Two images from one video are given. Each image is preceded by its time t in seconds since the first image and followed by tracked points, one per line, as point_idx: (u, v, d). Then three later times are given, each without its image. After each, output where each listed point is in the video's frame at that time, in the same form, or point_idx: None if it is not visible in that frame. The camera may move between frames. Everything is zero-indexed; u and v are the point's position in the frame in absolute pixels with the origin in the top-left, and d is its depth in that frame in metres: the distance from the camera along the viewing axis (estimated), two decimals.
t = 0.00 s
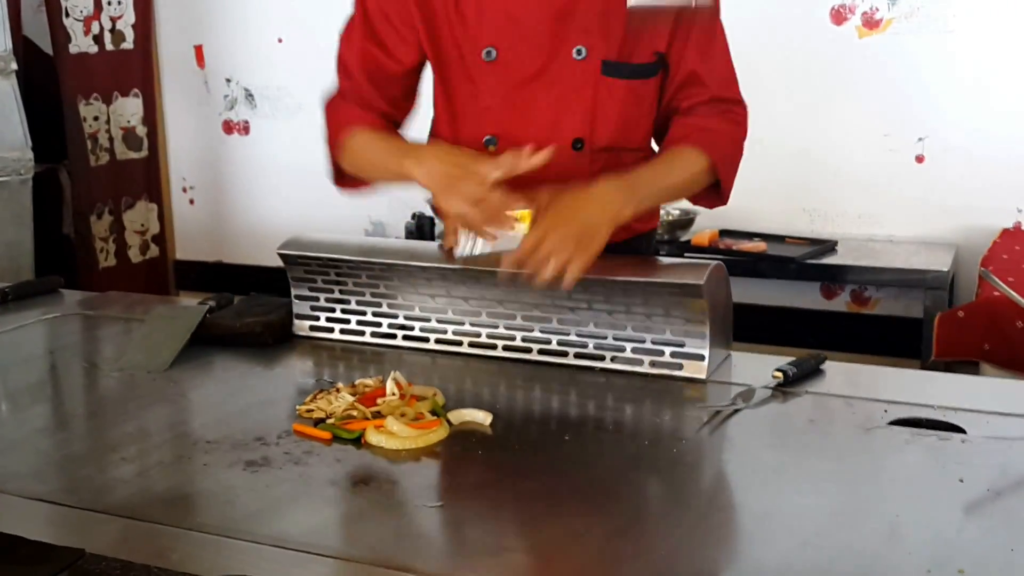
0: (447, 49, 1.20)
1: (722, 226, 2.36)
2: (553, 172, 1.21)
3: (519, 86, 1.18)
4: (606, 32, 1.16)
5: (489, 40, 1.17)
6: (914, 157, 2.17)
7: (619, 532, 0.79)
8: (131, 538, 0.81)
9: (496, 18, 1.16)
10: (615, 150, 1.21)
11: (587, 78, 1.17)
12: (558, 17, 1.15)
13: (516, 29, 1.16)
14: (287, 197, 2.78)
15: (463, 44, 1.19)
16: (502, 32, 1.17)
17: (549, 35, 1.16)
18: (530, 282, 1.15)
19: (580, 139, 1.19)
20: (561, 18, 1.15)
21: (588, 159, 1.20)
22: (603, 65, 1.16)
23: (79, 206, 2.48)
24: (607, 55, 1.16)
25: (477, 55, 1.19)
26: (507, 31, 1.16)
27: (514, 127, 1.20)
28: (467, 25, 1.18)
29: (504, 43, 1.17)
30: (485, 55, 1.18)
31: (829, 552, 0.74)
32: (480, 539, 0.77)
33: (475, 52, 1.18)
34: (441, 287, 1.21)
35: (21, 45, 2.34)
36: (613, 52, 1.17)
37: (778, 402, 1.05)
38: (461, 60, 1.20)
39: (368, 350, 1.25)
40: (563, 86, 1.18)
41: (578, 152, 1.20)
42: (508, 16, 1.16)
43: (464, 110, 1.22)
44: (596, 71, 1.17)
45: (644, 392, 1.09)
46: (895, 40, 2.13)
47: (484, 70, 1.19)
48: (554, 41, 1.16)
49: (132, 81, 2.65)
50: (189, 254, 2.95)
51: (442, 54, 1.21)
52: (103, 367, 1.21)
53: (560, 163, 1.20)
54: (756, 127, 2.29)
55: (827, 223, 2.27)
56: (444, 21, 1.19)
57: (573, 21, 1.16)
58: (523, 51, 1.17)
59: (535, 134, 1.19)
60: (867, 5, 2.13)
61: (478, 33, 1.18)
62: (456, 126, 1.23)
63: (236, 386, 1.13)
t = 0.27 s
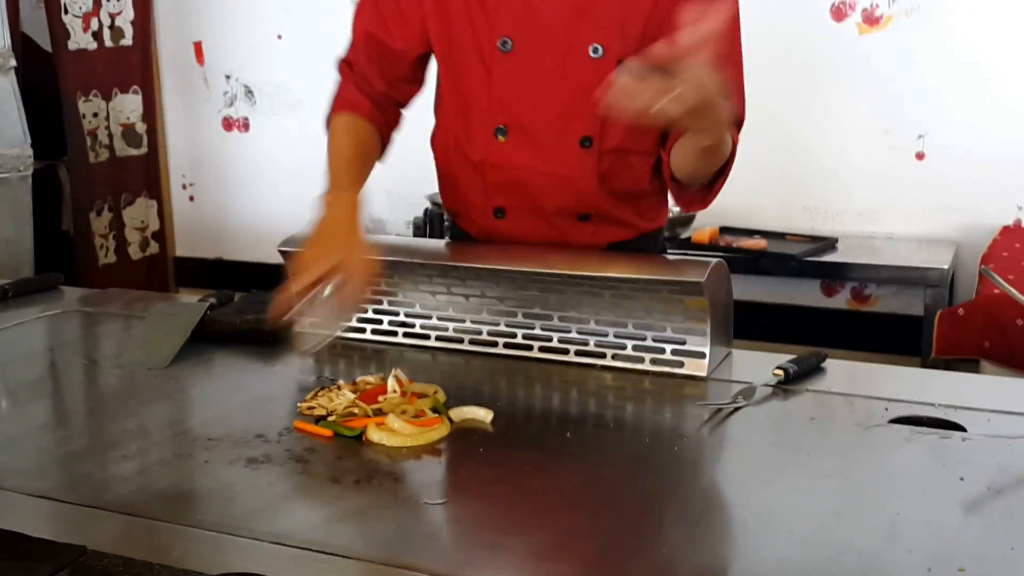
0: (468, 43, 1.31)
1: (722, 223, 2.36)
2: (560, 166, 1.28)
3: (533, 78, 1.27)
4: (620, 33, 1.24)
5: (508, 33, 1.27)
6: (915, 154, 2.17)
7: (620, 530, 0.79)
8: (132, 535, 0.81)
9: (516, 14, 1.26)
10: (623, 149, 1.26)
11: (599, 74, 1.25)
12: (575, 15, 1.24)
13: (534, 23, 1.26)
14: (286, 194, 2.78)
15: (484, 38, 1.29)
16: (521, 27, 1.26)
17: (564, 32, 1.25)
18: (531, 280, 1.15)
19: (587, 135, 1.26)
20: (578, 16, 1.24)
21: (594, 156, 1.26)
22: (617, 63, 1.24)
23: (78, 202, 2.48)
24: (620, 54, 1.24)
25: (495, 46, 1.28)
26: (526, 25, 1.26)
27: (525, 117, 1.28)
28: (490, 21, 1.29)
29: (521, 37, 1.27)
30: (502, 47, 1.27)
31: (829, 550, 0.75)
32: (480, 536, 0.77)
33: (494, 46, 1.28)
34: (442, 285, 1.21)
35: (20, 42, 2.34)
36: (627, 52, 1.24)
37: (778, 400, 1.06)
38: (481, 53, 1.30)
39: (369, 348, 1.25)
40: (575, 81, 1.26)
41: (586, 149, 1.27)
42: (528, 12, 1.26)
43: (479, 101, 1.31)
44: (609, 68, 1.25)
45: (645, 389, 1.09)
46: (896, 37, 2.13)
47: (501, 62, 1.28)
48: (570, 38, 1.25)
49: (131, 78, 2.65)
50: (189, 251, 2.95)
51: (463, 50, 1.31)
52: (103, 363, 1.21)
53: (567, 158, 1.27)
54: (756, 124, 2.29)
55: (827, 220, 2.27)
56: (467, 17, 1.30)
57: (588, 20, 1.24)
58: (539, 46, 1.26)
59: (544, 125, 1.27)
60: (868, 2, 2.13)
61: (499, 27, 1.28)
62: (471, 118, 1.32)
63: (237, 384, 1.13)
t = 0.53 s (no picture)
0: (472, 54, 1.28)
1: (720, 234, 2.37)
2: (564, 181, 1.26)
3: (538, 93, 1.26)
4: (628, 48, 1.23)
5: (513, 46, 1.26)
6: (912, 166, 2.18)
7: (619, 539, 0.79)
8: (131, 543, 0.81)
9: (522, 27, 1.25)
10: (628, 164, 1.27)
11: (606, 90, 1.24)
12: (584, 29, 1.23)
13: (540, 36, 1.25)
14: (286, 204, 2.78)
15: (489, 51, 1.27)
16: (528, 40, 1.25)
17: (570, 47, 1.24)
18: (530, 289, 1.15)
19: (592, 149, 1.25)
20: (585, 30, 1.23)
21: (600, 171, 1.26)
22: (623, 80, 1.23)
23: (77, 210, 2.48)
24: (627, 71, 1.23)
25: (500, 60, 1.27)
26: (532, 39, 1.25)
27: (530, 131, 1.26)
28: (495, 33, 1.27)
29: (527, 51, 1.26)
30: (507, 60, 1.26)
31: (827, 560, 0.75)
32: (480, 545, 0.78)
33: (499, 58, 1.27)
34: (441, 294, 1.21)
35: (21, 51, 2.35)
36: (633, 68, 1.23)
37: (776, 409, 1.06)
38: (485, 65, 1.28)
39: (368, 356, 1.25)
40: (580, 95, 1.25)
41: (590, 164, 1.26)
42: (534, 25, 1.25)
43: (482, 114, 1.29)
44: (615, 85, 1.23)
45: (643, 399, 1.09)
46: (894, 49, 2.14)
47: (507, 75, 1.27)
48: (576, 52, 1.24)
49: (132, 87, 2.65)
50: (188, 260, 2.95)
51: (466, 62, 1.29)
52: (102, 372, 1.21)
53: (572, 173, 1.26)
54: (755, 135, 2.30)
55: (825, 231, 2.27)
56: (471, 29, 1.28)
57: (597, 35, 1.23)
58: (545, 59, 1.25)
59: (550, 140, 1.26)
60: (866, 14, 2.14)
61: (505, 39, 1.26)
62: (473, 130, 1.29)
63: (236, 392, 1.13)
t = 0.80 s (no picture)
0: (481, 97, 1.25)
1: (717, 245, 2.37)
2: (587, 215, 1.26)
3: (555, 133, 1.24)
4: (637, 78, 1.24)
5: (527, 88, 1.23)
6: (909, 177, 2.18)
7: (616, 549, 0.79)
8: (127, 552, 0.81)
9: (534, 68, 1.22)
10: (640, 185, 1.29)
11: (622, 123, 1.23)
12: (595, 65, 1.22)
13: (553, 78, 1.22)
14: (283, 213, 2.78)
15: (501, 94, 1.24)
16: (540, 81, 1.23)
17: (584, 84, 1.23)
18: (527, 299, 1.15)
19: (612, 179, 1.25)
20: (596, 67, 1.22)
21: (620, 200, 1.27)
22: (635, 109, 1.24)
23: (74, 218, 2.48)
24: (638, 99, 1.24)
25: (514, 103, 1.24)
26: (545, 78, 1.23)
27: (551, 172, 1.24)
28: (506, 76, 1.23)
29: (541, 91, 1.23)
30: (523, 104, 1.23)
31: (824, 570, 0.75)
32: (477, 555, 0.78)
33: (512, 102, 1.23)
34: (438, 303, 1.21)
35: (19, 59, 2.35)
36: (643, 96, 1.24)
37: (772, 420, 1.06)
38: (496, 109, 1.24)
39: (364, 365, 1.25)
40: (599, 132, 1.23)
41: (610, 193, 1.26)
42: (546, 66, 1.22)
43: (497, 158, 1.25)
44: (629, 114, 1.24)
45: (641, 409, 1.10)
46: (890, 62, 2.15)
47: (522, 118, 1.23)
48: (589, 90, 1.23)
49: (130, 95, 2.66)
50: (185, 269, 2.95)
51: (475, 105, 1.26)
52: (99, 380, 1.21)
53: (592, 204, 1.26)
54: (752, 146, 2.30)
55: (821, 243, 2.28)
56: (477, 71, 1.25)
57: (607, 69, 1.23)
58: (559, 98, 1.23)
59: (571, 178, 1.24)
60: (863, 27, 2.15)
61: (516, 82, 1.23)
62: (489, 174, 1.27)
63: (233, 401, 1.13)
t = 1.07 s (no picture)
0: (497, 128, 1.26)
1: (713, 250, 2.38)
2: (598, 239, 1.29)
3: (569, 166, 1.25)
4: (652, 111, 1.23)
5: (543, 121, 1.23)
6: (904, 183, 2.19)
7: (611, 555, 0.79)
8: (122, 556, 0.80)
9: (549, 102, 1.23)
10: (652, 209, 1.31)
11: (636, 155, 1.24)
12: (611, 98, 1.22)
13: (568, 112, 1.23)
14: (279, 217, 2.78)
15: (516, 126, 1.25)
16: (555, 115, 1.23)
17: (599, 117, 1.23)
18: (523, 304, 1.15)
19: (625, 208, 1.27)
20: (611, 100, 1.22)
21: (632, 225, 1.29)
22: (650, 141, 1.24)
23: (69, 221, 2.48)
24: (654, 130, 1.24)
25: (529, 135, 1.24)
26: (559, 112, 1.23)
27: (564, 203, 1.26)
28: (521, 109, 1.24)
29: (556, 124, 1.24)
30: (538, 137, 1.24)
31: None
32: (473, 560, 0.78)
33: (528, 134, 1.24)
34: (434, 307, 1.21)
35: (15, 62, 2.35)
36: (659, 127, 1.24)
37: (768, 425, 1.06)
38: (511, 140, 1.26)
39: (360, 369, 1.25)
40: (613, 165, 1.24)
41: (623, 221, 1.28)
42: (561, 100, 1.23)
43: (512, 187, 1.27)
44: (643, 146, 1.24)
45: (636, 414, 1.10)
46: (885, 68, 2.16)
47: (538, 151, 1.25)
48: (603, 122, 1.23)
49: (126, 99, 2.66)
50: (180, 273, 2.95)
51: (490, 135, 1.26)
52: (94, 384, 1.20)
53: (605, 230, 1.28)
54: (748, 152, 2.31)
55: (817, 248, 2.28)
56: (492, 102, 1.25)
57: (623, 103, 1.23)
58: (574, 132, 1.24)
59: (585, 208, 1.26)
60: (858, 33, 2.16)
61: (532, 115, 1.23)
62: (506, 201, 1.29)
63: (228, 405, 1.13)
